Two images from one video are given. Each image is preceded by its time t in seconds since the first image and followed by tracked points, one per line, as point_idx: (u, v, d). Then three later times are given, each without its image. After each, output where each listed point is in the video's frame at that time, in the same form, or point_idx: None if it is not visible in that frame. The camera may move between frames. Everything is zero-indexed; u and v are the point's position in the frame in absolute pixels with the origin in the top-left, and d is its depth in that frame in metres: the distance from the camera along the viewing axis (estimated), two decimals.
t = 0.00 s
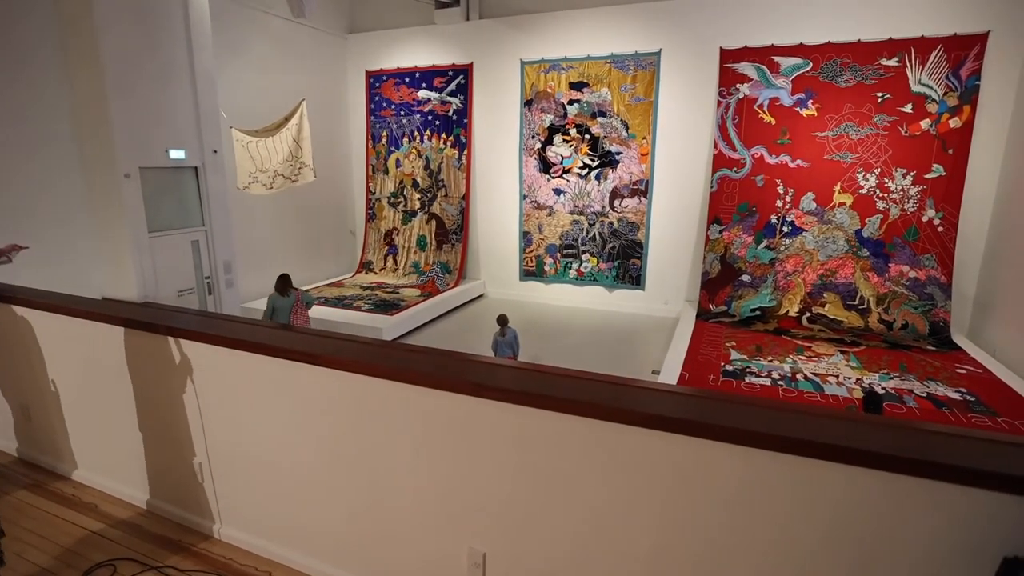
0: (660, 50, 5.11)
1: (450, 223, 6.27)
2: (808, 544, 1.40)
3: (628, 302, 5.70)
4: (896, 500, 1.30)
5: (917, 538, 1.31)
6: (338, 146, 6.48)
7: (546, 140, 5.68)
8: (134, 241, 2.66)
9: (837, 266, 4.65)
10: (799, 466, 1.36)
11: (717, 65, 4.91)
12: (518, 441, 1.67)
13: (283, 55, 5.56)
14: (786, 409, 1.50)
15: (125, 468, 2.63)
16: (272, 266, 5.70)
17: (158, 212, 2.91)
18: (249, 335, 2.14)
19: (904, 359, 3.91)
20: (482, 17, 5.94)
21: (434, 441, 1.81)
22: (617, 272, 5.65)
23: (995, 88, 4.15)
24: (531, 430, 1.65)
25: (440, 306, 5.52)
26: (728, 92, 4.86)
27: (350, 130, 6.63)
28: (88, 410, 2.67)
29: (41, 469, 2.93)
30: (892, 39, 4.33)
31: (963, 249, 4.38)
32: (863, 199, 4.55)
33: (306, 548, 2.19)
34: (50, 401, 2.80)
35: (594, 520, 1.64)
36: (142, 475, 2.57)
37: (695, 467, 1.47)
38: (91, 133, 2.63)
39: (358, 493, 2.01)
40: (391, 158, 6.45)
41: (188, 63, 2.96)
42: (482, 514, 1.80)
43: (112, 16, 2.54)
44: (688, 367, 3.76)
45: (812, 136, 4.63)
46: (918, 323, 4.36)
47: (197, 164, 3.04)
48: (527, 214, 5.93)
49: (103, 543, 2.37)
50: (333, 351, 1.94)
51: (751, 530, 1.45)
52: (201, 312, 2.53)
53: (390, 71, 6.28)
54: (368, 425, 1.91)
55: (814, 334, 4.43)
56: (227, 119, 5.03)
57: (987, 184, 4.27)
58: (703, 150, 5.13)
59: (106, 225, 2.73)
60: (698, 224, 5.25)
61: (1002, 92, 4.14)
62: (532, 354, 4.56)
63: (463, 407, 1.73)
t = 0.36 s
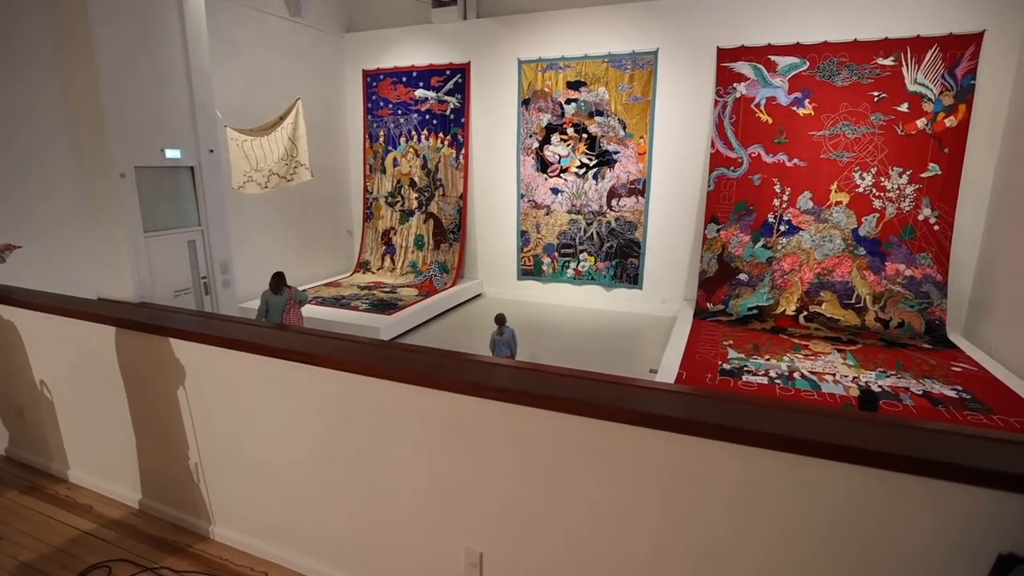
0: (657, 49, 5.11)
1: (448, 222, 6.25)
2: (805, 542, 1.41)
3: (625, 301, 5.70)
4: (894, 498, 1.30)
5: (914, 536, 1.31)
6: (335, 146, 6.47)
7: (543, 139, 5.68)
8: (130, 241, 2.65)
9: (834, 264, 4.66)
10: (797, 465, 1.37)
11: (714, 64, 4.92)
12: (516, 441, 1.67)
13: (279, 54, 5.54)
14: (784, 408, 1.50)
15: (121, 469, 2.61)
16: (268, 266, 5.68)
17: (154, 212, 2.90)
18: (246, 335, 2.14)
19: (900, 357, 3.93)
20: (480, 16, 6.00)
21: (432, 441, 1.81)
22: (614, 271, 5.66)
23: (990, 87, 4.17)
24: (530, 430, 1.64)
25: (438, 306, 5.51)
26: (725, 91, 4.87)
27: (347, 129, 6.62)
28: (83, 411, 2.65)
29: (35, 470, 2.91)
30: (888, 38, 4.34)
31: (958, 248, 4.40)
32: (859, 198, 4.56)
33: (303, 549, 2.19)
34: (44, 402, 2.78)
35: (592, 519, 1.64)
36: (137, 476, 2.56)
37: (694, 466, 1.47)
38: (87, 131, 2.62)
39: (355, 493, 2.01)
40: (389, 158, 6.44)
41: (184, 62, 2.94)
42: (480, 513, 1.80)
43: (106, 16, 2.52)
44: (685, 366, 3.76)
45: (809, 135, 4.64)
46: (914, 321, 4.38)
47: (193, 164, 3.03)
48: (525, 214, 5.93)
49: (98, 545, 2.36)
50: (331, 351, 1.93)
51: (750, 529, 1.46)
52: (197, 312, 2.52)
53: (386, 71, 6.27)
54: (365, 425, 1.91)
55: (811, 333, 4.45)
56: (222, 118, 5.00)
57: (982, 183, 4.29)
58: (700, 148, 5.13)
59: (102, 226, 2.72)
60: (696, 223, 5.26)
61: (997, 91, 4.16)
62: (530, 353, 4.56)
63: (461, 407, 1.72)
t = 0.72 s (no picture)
0: (655, 47, 5.10)
1: (445, 221, 6.25)
2: (804, 541, 1.41)
3: (623, 300, 5.70)
4: (892, 497, 1.31)
5: (911, 534, 1.31)
6: (332, 145, 6.45)
7: (541, 138, 5.67)
8: (126, 241, 2.65)
9: (832, 263, 4.66)
10: (795, 463, 1.37)
11: (712, 62, 4.91)
12: (515, 440, 1.67)
13: (276, 53, 5.52)
14: (783, 406, 1.50)
15: (118, 469, 2.61)
16: (266, 265, 5.67)
17: (151, 211, 2.89)
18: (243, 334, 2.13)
19: (897, 355, 3.94)
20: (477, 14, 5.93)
21: (430, 440, 1.81)
22: (612, 269, 5.66)
23: (988, 85, 4.17)
24: (528, 429, 1.64)
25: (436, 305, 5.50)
26: (723, 89, 4.86)
27: (344, 128, 6.60)
28: (79, 411, 2.64)
29: (32, 470, 2.91)
30: (887, 36, 4.33)
31: (956, 246, 4.41)
32: (857, 196, 4.56)
33: (301, 548, 2.19)
34: (41, 402, 2.77)
35: (590, 518, 1.64)
36: (134, 475, 2.55)
37: (692, 465, 1.47)
38: (83, 130, 2.60)
39: (353, 493, 2.01)
40: (386, 156, 6.43)
41: (181, 61, 2.92)
42: (478, 512, 1.80)
43: (101, 16, 2.51)
44: (683, 365, 3.77)
45: (807, 134, 4.63)
46: (912, 319, 4.39)
47: (190, 163, 3.02)
48: (523, 213, 5.92)
49: (95, 545, 2.36)
50: (330, 350, 1.92)
51: (747, 527, 1.46)
52: (193, 312, 2.52)
53: (384, 69, 6.25)
54: (363, 424, 1.91)
55: (809, 331, 4.46)
56: (218, 117, 4.98)
57: (980, 181, 4.29)
58: (698, 147, 5.13)
59: (99, 226, 2.71)
60: (694, 222, 5.26)
61: (996, 90, 4.16)
62: (528, 352, 4.56)
63: (460, 406, 1.72)
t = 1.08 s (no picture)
0: (653, 44, 5.09)
1: (443, 220, 6.24)
2: (802, 539, 1.42)
3: (621, 298, 5.70)
4: (889, 495, 1.31)
5: (906, 531, 1.32)
6: (329, 143, 6.43)
7: (539, 136, 5.66)
8: (122, 240, 2.63)
9: (829, 261, 4.67)
10: (791, 461, 1.38)
11: (710, 60, 4.90)
12: (512, 438, 1.67)
13: (272, 50, 5.49)
14: (779, 404, 1.51)
15: (116, 469, 2.61)
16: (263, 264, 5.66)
17: (147, 210, 2.88)
18: (240, 333, 2.13)
19: (894, 353, 3.95)
20: (474, 10, 5.86)
21: (427, 438, 1.81)
22: (610, 268, 5.66)
23: (985, 83, 4.17)
24: (526, 427, 1.64)
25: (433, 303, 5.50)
26: (721, 87, 4.85)
27: (341, 126, 6.58)
28: (77, 411, 2.64)
29: (29, 470, 2.90)
30: (884, 33, 4.33)
31: (953, 244, 4.41)
32: (855, 194, 4.57)
33: (299, 547, 2.19)
34: (38, 402, 2.77)
35: (587, 516, 1.64)
36: (132, 475, 2.55)
37: (688, 462, 1.48)
38: (79, 129, 2.59)
39: (351, 492, 2.01)
40: (384, 155, 6.42)
41: (176, 60, 2.91)
42: (476, 511, 1.80)
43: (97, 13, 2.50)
44: (681, 362, 3.77)
45: (805, 131, 4.63)
46: (908, 317, 4.41)
47: (187, 161, 3.01)
48: (521, 211, 5.92)
49: (93, 544, 2.36)
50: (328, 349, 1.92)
51: (743, 524, 1.46)
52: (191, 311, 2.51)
53: (381, 67, 6.22)
54: (361, 422, 1.91)
55: (807, 329, 4.47)
56: (214, 114, 4.96)
57: (977, 179, 4.29)
58: (697, 144, 5.12)
59: (95, 225, 2.70)
60: (692, 220, 5.26)
61: (993, 87, 4.16)
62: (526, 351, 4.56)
63: (457, 404, 1.72)
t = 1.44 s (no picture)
0: (652, 40, 5.05)
1: (442, 216, 6.24)
2: (798, 535, 1.43)
3: (620, 295, 5.70)
4: (885, 491, 1.32)
5: (900, 527, 1.33)
6: (327, 139, 6.41)
7: (537, 133, 5.64)
8: (121, 238, 2.64)
9: (828, 257, 4.66)
10: (786, 456, 1.38)
11: (709, 55, 4.87)
12: (509, 434, 1.68)
13: (270, 46, 5.47)
14: (774, 400, 1.51)
15: (118, 465, 2.63)
16: (262, 261, 5.66)
17: (147, 208, 2.88)
18: (239, 329, 2.14)
19: (893, 350, 3.95)
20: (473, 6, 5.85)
21: (426, 434, 1.82)
22: (609, 264, 5.65)
23: (987, 78, 4.13)
24: (523, 423, 1.65)
25: (433, 300, 5.51)
26: (721, 83, 4.82)
27: (339, 122, 6.56)
28: (78, 408, 2.66)
29: (32, 466, 2.93)
30: (886, 27, 4.29)
31: (954, 240, 4.39)
32: (855, 190, 4.54)
33: (300, 542, 2.21)
34: (40, 399, 2.78)
35: (584, 512, 1.65)
36: (134, 470, 2.58)
37: (684, 458, 1.49)
38: (77, 131, 2.59)
39: (351, 487, 2.03)
40: (382, 152, 6.40)
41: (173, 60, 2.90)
42: (474, 506, 1.82)
43: (94, 14, 2.50)
44: (680, 359, 3.78)
45: (805, 127, 4.61)
46: (908, 314, 4.40)
47: (185, 159, 3.01)
48: (519, 208, 5.91)
49: (96, 539, 2.38)
50: (326, 346, 1.93)
51: (739, 519, 1.48)
52: (190, 308, 2.52)
53: (379, 63, 6.20)
54: (360, 418, 1.92)
55: (806, 326, 4.47)
56: (212, 111, 4.95)
57: (979, 174, 4.26)
58: (696, 140, 5.09)
59: (94, 224, 2.70)
60: (691, 216, 5.24)
61: (996, 81, 4.12)
62: (525, 348, 4.57)
63: (455, 400, 1.73)
